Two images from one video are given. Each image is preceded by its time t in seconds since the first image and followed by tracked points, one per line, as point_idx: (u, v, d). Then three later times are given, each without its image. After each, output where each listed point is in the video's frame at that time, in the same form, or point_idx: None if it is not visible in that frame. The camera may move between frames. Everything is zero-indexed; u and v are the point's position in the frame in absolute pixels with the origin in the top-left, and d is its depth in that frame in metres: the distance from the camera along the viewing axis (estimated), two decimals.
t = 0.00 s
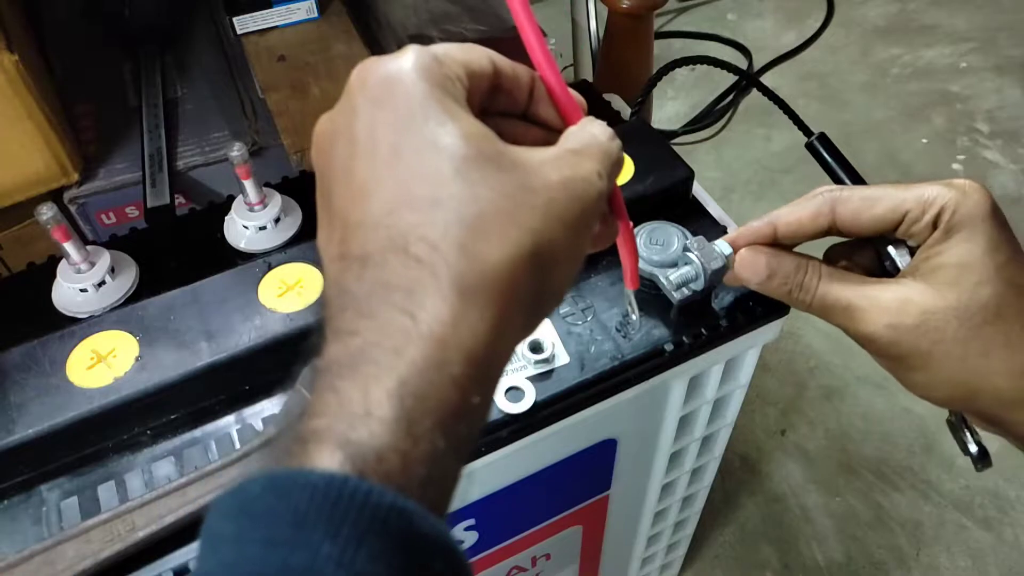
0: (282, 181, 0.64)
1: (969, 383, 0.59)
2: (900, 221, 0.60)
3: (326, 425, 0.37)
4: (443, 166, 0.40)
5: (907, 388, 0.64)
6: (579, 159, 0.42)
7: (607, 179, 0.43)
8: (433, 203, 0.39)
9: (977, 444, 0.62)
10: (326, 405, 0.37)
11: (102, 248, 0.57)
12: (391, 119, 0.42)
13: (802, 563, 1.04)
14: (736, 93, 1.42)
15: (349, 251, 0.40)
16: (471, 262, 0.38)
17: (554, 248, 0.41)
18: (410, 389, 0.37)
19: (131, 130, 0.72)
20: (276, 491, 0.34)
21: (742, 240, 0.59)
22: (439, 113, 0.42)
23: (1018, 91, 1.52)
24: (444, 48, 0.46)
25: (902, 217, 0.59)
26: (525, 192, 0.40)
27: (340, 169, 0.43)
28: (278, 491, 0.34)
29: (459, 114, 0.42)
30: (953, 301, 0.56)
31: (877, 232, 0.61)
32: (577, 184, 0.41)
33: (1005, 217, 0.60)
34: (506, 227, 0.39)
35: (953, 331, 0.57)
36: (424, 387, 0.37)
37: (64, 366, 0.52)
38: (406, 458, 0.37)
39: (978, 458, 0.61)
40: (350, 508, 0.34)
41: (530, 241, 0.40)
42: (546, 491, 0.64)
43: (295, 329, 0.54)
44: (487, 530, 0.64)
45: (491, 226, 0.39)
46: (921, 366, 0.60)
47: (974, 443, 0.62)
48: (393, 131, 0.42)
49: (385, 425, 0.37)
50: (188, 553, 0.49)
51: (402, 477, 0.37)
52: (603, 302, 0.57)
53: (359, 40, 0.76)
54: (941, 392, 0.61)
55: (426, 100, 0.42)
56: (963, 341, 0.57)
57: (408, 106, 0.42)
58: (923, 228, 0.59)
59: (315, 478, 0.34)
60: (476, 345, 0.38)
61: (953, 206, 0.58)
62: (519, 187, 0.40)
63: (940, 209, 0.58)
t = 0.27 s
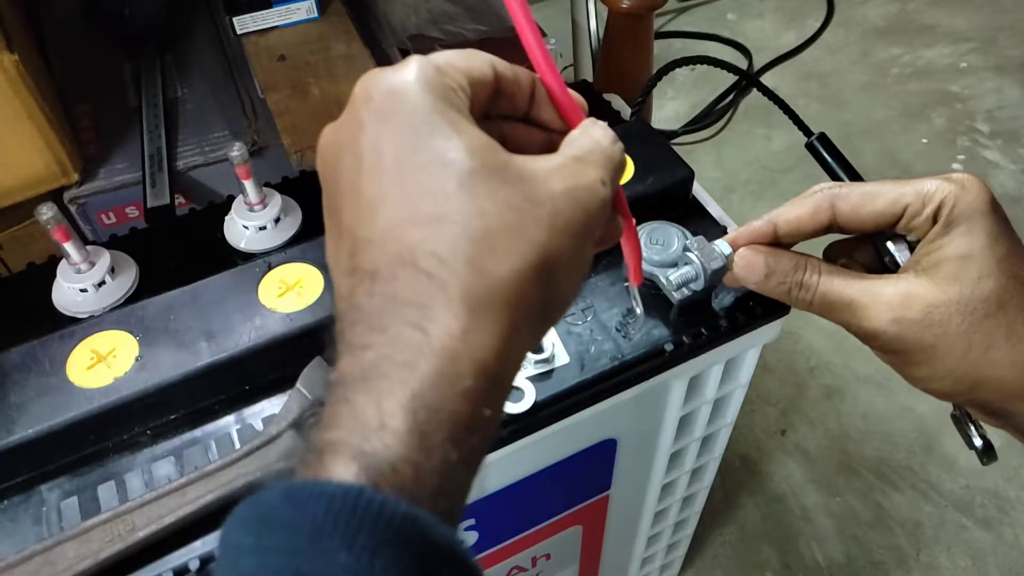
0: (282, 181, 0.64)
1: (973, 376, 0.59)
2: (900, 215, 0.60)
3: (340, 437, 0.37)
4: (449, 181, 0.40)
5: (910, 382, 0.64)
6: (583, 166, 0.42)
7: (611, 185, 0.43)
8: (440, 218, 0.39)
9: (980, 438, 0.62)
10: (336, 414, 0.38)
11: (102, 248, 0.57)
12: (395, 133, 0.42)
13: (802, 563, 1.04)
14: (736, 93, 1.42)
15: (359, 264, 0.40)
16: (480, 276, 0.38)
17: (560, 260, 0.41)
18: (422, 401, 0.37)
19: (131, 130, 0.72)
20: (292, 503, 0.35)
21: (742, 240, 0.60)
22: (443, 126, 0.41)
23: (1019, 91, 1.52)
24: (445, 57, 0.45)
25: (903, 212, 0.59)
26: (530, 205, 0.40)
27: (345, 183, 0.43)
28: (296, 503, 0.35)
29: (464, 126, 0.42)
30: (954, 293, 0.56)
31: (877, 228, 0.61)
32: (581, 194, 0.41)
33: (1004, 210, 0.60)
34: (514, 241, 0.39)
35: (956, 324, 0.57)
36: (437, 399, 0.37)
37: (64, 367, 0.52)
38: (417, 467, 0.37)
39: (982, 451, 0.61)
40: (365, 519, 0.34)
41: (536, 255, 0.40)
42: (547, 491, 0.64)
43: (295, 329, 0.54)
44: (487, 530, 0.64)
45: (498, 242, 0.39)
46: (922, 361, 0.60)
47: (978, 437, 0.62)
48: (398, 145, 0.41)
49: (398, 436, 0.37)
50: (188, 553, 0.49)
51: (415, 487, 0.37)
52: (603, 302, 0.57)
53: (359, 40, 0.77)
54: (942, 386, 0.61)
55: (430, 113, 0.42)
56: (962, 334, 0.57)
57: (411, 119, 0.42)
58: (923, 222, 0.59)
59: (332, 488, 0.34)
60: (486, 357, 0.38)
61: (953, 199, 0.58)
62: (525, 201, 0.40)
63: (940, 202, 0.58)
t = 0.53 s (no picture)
0: (283, 181, 0.64)
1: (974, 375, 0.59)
2: (901, 215, 0.60)
3: (361, 440, 0.37)
4: (461, 188, 0.40)
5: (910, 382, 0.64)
6: (593, 168, 0.42)
7: (620, 185, 0.43)
8: (454, 225, 0.39)
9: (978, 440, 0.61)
10: (356, 420, 0.38)
11: (102, 248, 0.57)
12: (406, 139, 0.41)
13: (802, 563, 1.04)
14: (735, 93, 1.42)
15: (374, 272, 0.40)
16: (494, 283, 0.39)
17: (572, 263, 0.41)
18: (440, 406, 0.37)
19: (131, 130, 0.72)
20: (312, 506, 0.35)
21: (742, 240, 0.60)
22: (453, 132, 0.41)
23: (1019, 91, 1.52)
24: (452, 59, 0.45)
25: (903, 212, 0.59)
26: (541, 209, 0.40)
27: (357, 190, 0.43)
28: (316, 506, 0.35)
29: (474, 130, 0.41)
30: (955, 292, 0.56)
31: (877, 228, 0.61)
32: (592, 196, 0.41)
33: (1005, 209, 0.60)
34: (526, 247, 0.39)
35: (957, 324, 0.57)
36: (445, 401, 0.37)
37: (64, 366, 0.52)
38: (436, 472, 0.37)
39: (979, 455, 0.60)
40: (385, 521, 0.34)
41: (550, 260, 0.40)
42: (547, 491, 0.64)
43: (295, 329, 0.54)
44: (487, 530, 0.64)
45: (511, 248, 0.39)
46: (923, 361, 0.60)
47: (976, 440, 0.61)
48: (409, 152, 0.41)
49: (416, 440, 0.37)
50: (188, 553, 0.49)
51: (424, 488, 0.37)
52: (603, 302, 0.57)
53: (359, 40, 0.77)
54: (942, 386, 0.62)
55: (440, 118, 0.41)
56: (963, 334, 0.57)
57: (422, 125, 0.41)
58: (923, 222, 0.59)
59: (354, 491, 0.34)
60: (502, 363, 0.39)
61: (953, 199, 0.58)
62: (536, 205, 0.40)
63: (941, 202, 0.58)
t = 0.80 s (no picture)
0: (283, 181, 0.63)
1: (974, 375, 0.60)
2: (901, 215, 0.60)
3: (379, 444, 0.38)
4: (475, 192, 0.40)
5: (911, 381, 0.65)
6: (605, 170, 0.42)
7: (631, 186, 0.43)
8: (468, 229, 0.39)
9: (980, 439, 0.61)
10: (371, 422, 0.38)
11: (102, 248, 0.57)
12: (418, 142, 0.42)
13: (802, 563, 1.04)
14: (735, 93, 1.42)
15: (388, 276, 0.40)
16: (510, 287, 0.39)
17: (587, 266, 0.41)
18: (457, 410, 0.38)
19: (132, 130, 0.72)
20: (331, 508, 0.35)
21: (742, 240, 0.60)
22: (466, 135, 0.41)
23: (1019, 91, 1.52)
24: (463, 62, 0.45)
25: (903, 212, 0.59)
26: (555, 213, 0.40)
27: (370, 194, 0.43)
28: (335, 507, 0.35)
29: (487, 133, 0.41)
30: (956, 292, 0.57)
31: (877, 227, 0.61)
32: (604, 199, 0.41)
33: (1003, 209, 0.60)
34: (540, 250, 0.40)
35: (957, 323, 0.57)
36: (445, 401, 0.37)
37: (64, 366, 0.52)
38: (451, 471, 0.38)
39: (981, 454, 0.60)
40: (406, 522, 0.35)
41: (565, 263, 0.40)
42: (547, 491, 0.64)
43: (295, 329, 0.54)
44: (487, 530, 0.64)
45: (526, 252, 0.39)
46: (924, 361, 0.60)
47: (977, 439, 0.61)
48: (423, 156, 0.41)
49: (433, 443, 0.38)
50: (187, 553, 0.49)
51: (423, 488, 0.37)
52: (604, 301, 0.57)
53: (360, 40, 0.77)
54: (942, 385, 0.62)
55: (453, 122, 0.41)
56: (964, 334, 0.58)
57: (434, 128, 0.41)
58: (923, 221, 0.59)
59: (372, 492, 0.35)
60: (518, 366, 0.39)
61: (953, 199, 0.58)
62: (550, 209, 0.40)
63: (941, 202, 0.58)
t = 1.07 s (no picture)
0: (283, 181, 0.63)
1: (975, 374, 0.60)
2: (901, 214, 0.59)
3: (388, 443, 0.38)
4: (487, 191, 0.40)
5: (912, 380, 0.65)
6: (614, 166, 0.42)
7: (640, 181, 0.43)
8: (481, 228, 0.40)
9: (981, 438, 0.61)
10: (389, 417, 0.39)
11: (102, 248, 0.57)
12: (429, 142, 0.41)
13: (802, 563, 1.04)
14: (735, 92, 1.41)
15: (402, 275, 0.41)
16: (523, 284, 0.39)
17: (598, 263, 0.41)
18: (473, 405, 0.38)
19: (131, 130, 0.72)
20: (349, 501, 0.36)
21: (742, 240, 0.60)
22: (476, 134, 0.41)
23: (1019, 91, 1.52)
24: (472, 59, 0.44)
25: (903, 211, 0.59)
26: (566, 211, 0.40)
27: (383, 194, 0.43)
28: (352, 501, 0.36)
29: (498, 132, 0.41)
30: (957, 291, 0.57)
31: (878, 226, 0.61)
32: (613, 195, 0.41)
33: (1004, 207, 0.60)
34: (552, 248, 0.40)
35: (958, 322, 0.57)
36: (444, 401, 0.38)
37: (64, 366, 0.52)
38: (468, 465, 0.38)
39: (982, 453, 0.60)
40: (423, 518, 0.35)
41: (577, 259, 0.40)
42: (547, 491, 0.64)
43: (295, 329, 0.54)
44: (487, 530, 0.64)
45: (539, 250, 0.40)
46: (924, 360, 0.61)
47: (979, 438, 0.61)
48: (435, 156, 0.41)
49: (451, 437, 0.38)
50: (187, 553, 0.48)
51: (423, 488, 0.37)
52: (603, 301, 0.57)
53: (360, 41, 0.76)
54: (943, 384, 0.62)
55: (464, 121, 0.41)
56: (964, 332, 0.58)
57: (445, 127, 0.41)
58: (923, 220, 0.59)
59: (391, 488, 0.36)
60: (531, 362, 0.39)
61: (953, 197, 0.58)
62: (561, 208, 0.40)
63: (941, 201, 0.58)
